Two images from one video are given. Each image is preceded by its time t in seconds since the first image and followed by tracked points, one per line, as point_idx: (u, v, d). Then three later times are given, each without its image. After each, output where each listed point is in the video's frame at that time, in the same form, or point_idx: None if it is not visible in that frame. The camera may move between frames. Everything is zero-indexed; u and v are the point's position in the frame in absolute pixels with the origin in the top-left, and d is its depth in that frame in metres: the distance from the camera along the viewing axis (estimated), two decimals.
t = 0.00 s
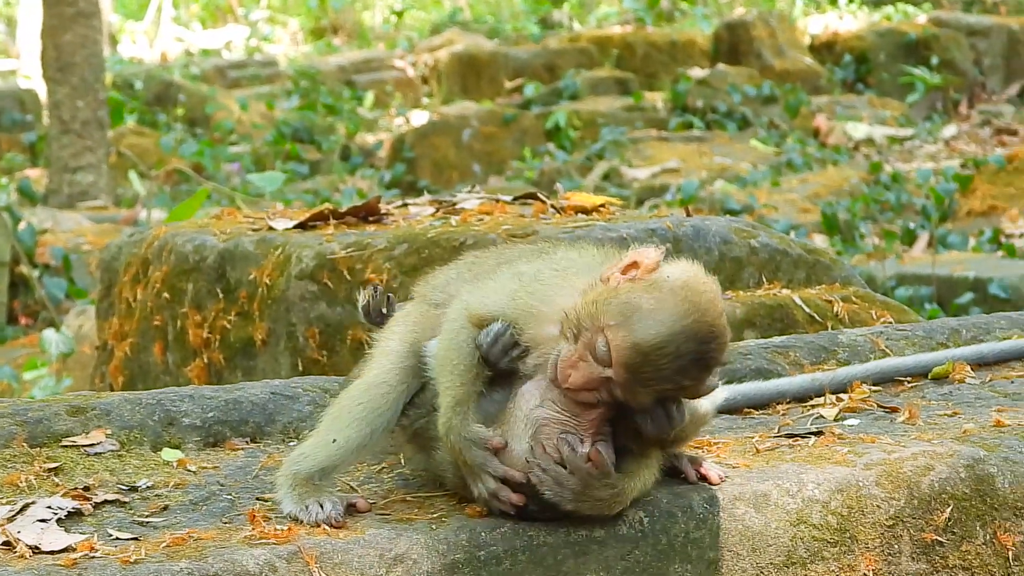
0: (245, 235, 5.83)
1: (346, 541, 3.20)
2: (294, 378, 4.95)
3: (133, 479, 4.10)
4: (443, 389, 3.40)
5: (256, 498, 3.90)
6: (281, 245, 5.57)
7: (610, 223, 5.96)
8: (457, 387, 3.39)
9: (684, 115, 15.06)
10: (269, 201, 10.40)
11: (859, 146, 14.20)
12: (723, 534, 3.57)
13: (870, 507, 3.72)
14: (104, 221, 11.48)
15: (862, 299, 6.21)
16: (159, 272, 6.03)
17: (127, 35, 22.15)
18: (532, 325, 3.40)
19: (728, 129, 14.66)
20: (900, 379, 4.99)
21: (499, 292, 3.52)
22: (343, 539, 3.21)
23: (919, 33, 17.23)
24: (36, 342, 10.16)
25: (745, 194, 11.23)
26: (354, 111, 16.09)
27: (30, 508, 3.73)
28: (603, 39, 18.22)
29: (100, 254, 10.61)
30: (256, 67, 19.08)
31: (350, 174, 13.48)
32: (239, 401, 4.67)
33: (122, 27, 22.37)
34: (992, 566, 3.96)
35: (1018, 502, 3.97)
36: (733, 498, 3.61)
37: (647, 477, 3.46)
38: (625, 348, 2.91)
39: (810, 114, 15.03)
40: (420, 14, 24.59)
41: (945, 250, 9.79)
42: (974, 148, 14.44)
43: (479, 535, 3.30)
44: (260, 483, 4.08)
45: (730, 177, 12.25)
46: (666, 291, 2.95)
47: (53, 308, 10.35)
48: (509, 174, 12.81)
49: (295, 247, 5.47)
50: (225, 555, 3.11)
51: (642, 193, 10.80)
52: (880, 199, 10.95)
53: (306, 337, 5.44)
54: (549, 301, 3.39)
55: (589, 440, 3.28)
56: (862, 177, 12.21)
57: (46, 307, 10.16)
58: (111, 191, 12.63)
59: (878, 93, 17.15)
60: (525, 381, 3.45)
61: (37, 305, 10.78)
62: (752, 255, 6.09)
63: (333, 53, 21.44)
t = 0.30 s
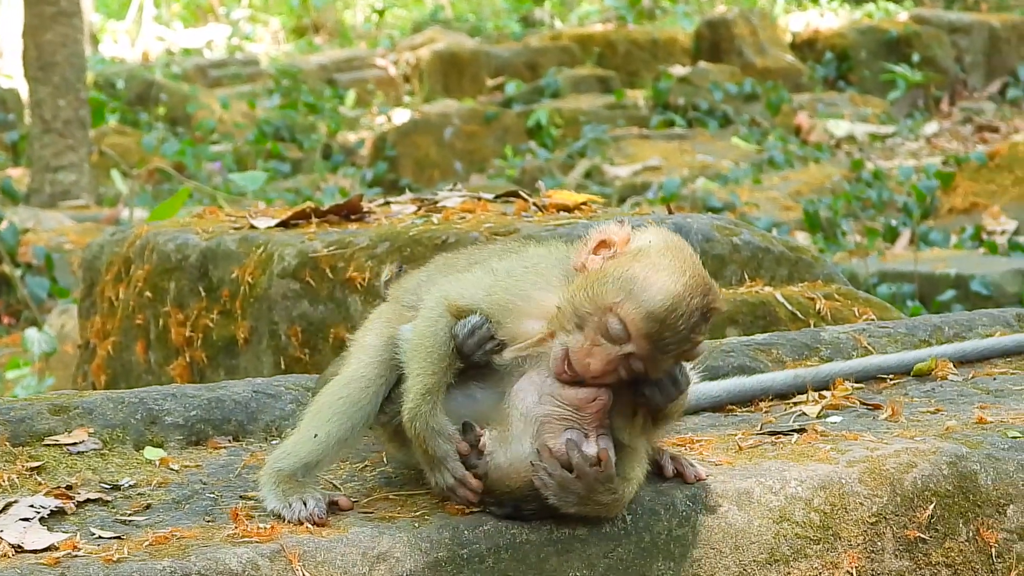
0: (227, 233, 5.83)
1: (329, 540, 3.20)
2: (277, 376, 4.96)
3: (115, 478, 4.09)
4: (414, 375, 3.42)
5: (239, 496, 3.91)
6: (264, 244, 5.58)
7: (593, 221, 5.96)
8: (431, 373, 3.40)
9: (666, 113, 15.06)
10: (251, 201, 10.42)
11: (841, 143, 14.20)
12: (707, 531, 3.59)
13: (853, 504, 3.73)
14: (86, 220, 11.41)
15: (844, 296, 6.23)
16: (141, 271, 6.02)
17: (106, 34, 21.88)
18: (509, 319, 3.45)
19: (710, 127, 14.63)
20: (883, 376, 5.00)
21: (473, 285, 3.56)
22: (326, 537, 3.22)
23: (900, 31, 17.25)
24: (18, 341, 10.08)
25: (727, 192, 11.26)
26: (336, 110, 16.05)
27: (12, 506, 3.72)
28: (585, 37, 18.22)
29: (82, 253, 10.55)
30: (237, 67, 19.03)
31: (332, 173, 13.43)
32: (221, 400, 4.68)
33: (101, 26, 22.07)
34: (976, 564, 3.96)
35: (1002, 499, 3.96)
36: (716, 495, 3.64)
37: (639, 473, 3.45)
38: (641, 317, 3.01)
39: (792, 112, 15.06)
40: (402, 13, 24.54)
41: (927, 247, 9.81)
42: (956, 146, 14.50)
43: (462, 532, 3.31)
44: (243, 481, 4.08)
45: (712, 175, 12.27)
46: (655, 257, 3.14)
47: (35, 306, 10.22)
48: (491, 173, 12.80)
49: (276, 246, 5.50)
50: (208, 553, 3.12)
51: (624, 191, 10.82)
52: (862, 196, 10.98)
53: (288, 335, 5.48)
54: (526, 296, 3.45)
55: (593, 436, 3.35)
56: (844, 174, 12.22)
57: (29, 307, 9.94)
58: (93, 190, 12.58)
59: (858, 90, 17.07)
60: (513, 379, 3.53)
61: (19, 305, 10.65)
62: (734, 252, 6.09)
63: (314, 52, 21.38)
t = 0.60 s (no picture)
0: (223, 232, 5.83)
1: (325, 538, 3.21)
2: (273, 375, 4.95)
3: (111, 477, 4.09)
4: (393, 398, 3.41)
5: (236, 494, 3.91)
6: (260, 242, 5.59)
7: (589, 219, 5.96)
8: (411, 395, 3.40)
9: (662, 111, 15.06)
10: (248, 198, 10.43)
11: (837, 141, 14.20)
12: (703, 529, 3.60)
13: (849, 502, 3.74)
14: (82, 218, 11.40)
15: (840, 294, 6.23)
16: (137, 270, 6.02)
17: (103, 33, 21.83)
18: (488, 324, 3.45)
19: (706, 124, 14.63)
20: (880, 375, 5.00)
21: (450, 292, 3.54)
22: (322, 535, 3.23)
23: (896, 28, 17.22)
24: (15, 340, 10.05)
25: (723, 190, 11.26)
26: (332, 108, 16.04)
27: (9, 506, 3.72)
28: (581, 35, 18.21)
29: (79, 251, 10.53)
30: (233, 65, 19.01)
31: (329, 171, 13.42)
32: (218, 398, 4.68)
33: (98, 25, 22.05)
34: (972, 562, 3.96)
35: (999, 497, 3.96)
36: (712, 494, 3.65)
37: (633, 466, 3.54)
38: (627, 321, 3.02)
39: (788, 109, 15.05)
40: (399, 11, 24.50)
41: (923, 245, 9.81)
42: (952, 143, 14.49)
43: (459, 530, 3.32)
44: (239, 480, 4.08)
45: (708, 173, 12.28)
46: (634, 256, 3.13)
47: (32, 305, 10.17)
48: (487, 171, 12.80)
49: (273, 245, 5.49)
50: (205, 552, 3.12)
51: (621, 189, 10.82)
52: (858, 194, 10.99)
53: (285, 334, 5.48)
54: (504, 300, 3.45)
55: (582, 430, 3.42)
56: (841, 171, 12.21)
57: (25, 305, 9.93)
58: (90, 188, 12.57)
59: (855, 87, 17.08)
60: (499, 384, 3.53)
61: (15, 304, 10.61)
62: (731, 251, 6.09)
63: (311, 50, 21.36)
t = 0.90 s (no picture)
0: (219, 232, 5.83)
1: (320, 538, 3.22)
2: (270, 374, 4.95)
3: (108, 476, 4.09)
4: (399, 421, 3.31)
5: (232, 494, 3.92)
6: (257, 242, 5.59)
7: (585, 218, 5.96)
8: (421, 411, 3.31)
9: (659, 109, 15.06)
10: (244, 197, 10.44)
11: (834, 140, 14.21)
12: (700, 528, 3.61)
13: (846, 502, 3.74)
14: (79, 218, 11.39)
15: (837, 294, 6.24)
16: (133, 270, 6.02)
17: (100, 32, 21.81)
18: (483, 328, 3.44)
19: (703, 123, 14.63)
20: (876, 374, 5.00)
21: (440, 308, 3.50)
22: (319, 535, 3.24)
23: (893, 27, 17.21)
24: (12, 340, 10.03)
25: (720, 189, 11.26)
26: (329, 107, 16.03)
27: (5, 505, 3.72)
28: (578, 34, 18.20)
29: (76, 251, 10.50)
30: (230, 64, 19.00)
31: (326, 170, 13.42)
32: (215, 397, 4.67)
33: (95, 24, 22.00)
34: (969, 562, 3.97)
35: (995, 497, 3.97)
36: (709, 494, 3.65)
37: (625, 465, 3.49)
38: (613, 338, 3.04)
39: (785, 108, 15.01)
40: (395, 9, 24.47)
41: (920, 244, 9.82)
42: (949, 142, 14.49)
43: (457, 531, 3.32)
44: (236, 480, 4.08)
45: (705, 172, 12.28)
46: (633, 271, 3.13)
47: (30, 305, 10.08)
48: (483, 170, 12.80)
49: (269, 244, 5.49)
50: (202, 552, 3.12)
51: (617, 188, 10.82)
52: (855, 193, 11.01)
53: (281, 334, 5.47)
54: (498, 304, 3.45)
55: (566, 431, 3.36)
56: (837, 171, 12.20)
57: (22, 304, 9.91)
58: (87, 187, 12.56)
59: (852, 86, 17.10)
60: (491, 393, 3.47)
61: (12, 303, 10.58)
62: (727, 250, 6.10)
63: (308, 49, 21.35)
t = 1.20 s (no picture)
0: (221, 232, 5.83)
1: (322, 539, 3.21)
2: (272, 374, 4.93)
3: (110, 478, 4.09)
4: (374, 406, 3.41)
5: (234, 495, 3.91)
6: (258, 242, 5.59)
7: (587, 218, 5.96)
8: (397, 399, 3.40)
9: (660, 109, 15.06)
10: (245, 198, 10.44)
11: (834, 139, 14.21)
12: (702, 527, 3.61)
13: (848, 500, 3.74)
14: (80, 220, 11.38)
15: (839, 292, 6.24)
16: (135, 271, 6.02)
17: (100, 34, 21.84)
18: (472, 332, 3.48)
19: (703, 123, 14.63)
20: (878, 372, 5.00)
21: (431, 315, 3.57)
22: (321, 535, 3.23)
23: (893, 26, 17.22)
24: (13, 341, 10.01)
25: (721, 189, 11.26)
26: (329, 108, 16.04)
27: (8, 507, 3.72)
28: (578, 34, 18.20)
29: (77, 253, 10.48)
30: (231, 65, 19.01)
31: (326, 171, 13.41)
32: (216, 398, 4.66)
33: (95, 26, 22.01)
34: (972, 560, 3.97)
35: (998, 495, 3.97)
36: (712, 493, 3.65)
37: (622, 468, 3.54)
38: (585, 354, 3.01)
39: (785, 108, 15.01)
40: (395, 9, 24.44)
41: (920, 242, 9.83)
42: (950, 141, 14.48)
43: (458, 531, 3.32)
44: (238, 480, 4.09)
45: (705, 172, 12.29)
46: (618, 290, 3.09)
47: (30, 307, 10.07)
48: (484, 170, 12.80)
49: (270, 245, 5.49)
50: (205, 552, 3.12)
51: (618, 188, 10.82)
52: (856, 192, 11.01)
53: (283, 334, 5.45)
54: (486, 308, 3.48)
55: (544, 434, 3.34)
56: (838, 170, 12.19)
57: (23, 306, 9.89)
58: (88, 189, 12.55)
59: (852, 86, 17.11)
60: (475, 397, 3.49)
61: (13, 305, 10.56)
62: (729, 249, 6.11)
63: (308, 50, 21.35)
